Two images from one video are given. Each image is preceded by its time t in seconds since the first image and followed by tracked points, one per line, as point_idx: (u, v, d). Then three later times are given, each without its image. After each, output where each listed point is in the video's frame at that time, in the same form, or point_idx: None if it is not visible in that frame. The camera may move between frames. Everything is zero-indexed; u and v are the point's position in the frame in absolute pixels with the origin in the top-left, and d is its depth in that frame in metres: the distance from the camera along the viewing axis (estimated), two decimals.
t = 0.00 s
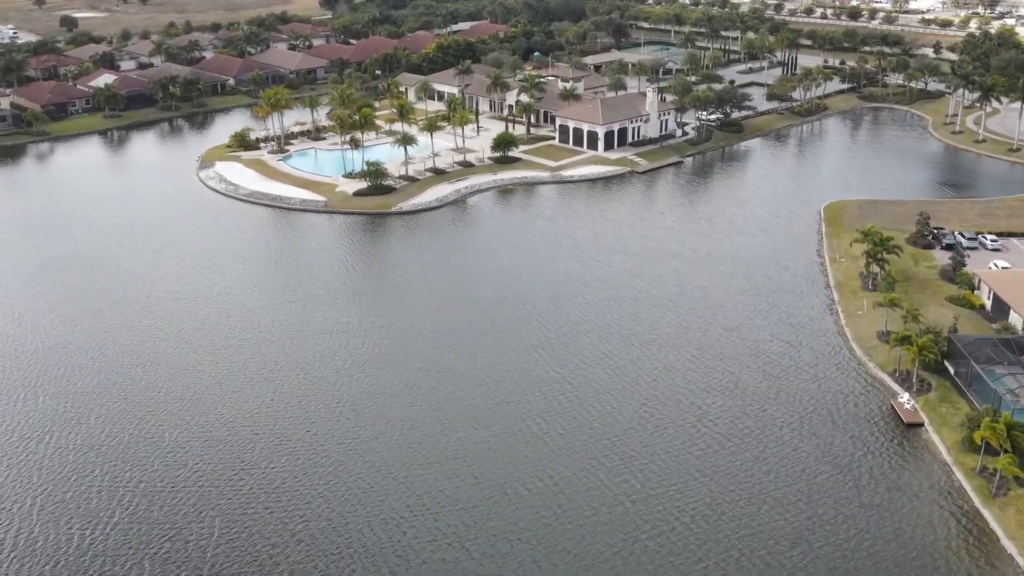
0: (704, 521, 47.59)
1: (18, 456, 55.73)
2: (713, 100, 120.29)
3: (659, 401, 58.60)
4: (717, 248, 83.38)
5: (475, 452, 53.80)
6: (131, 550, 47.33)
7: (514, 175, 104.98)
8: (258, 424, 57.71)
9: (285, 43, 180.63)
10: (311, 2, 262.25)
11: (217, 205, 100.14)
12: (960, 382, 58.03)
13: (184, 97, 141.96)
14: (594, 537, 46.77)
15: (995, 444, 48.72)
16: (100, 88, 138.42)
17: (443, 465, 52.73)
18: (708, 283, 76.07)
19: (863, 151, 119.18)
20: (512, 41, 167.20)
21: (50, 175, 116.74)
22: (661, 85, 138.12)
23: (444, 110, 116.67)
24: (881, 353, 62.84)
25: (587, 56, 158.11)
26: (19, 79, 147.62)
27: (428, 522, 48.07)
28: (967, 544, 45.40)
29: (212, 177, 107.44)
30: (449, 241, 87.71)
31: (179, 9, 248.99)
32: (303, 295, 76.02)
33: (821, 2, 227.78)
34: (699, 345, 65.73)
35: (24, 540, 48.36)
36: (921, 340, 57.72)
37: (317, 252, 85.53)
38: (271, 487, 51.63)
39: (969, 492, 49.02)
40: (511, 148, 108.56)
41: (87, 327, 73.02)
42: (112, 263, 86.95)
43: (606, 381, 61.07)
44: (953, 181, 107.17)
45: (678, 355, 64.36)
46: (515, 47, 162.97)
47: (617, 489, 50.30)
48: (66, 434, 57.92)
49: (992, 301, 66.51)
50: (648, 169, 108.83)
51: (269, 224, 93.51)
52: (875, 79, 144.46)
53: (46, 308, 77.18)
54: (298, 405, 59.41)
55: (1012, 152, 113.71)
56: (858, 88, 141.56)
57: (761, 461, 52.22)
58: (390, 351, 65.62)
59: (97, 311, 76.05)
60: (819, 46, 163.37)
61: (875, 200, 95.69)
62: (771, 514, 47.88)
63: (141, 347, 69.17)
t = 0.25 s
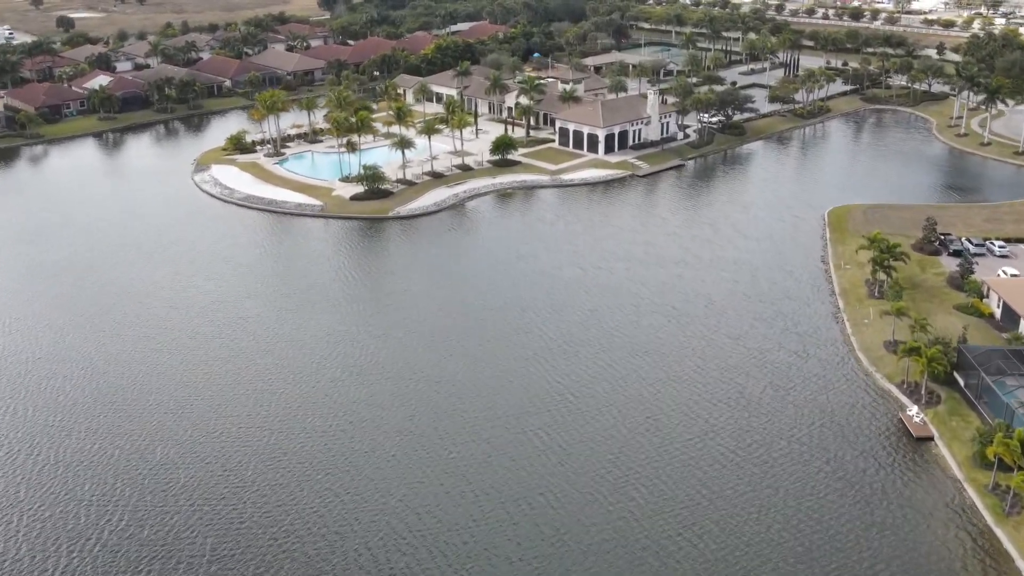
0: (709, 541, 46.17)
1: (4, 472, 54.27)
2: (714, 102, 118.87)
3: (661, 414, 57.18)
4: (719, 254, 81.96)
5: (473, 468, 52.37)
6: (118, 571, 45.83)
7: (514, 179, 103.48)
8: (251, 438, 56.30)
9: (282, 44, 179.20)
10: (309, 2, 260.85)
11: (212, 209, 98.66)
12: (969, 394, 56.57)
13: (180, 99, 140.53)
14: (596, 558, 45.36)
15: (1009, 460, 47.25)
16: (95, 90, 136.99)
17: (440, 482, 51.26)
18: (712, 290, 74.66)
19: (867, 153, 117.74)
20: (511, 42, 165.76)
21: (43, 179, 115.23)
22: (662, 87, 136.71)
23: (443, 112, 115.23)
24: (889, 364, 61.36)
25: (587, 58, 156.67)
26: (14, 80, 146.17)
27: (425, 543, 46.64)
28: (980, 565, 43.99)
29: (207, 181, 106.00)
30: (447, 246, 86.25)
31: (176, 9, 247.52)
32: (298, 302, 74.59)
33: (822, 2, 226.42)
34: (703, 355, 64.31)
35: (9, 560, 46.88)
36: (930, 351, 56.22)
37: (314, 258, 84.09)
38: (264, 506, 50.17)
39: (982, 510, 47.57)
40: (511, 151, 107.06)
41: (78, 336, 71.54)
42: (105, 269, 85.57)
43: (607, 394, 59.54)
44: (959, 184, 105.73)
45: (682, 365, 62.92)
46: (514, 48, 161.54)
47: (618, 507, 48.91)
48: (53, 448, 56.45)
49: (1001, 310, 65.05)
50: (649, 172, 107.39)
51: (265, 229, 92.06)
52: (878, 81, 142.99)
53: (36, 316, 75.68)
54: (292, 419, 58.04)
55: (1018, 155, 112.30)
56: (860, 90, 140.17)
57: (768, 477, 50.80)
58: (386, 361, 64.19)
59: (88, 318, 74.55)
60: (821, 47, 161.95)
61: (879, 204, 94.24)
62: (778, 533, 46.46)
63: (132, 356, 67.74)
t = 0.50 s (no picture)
0: (715, 565, 44.50)
1: None
2: (716, 105, 117.14)
3: (665, 429, 55.52)
4: (723, 261, 80.25)
5: (470, 487, 50.66)
6: None
7: (513, 183, 101.76)
8: (242, 455, 54.61)
9: (280, 45, 177.50)
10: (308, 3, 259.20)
11: (205, 214, 96.91)
12: (982, 409, 54.81)
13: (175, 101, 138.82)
14: None
15: None
16: (89, 92, 135.26)
17: (436, 502, 49.59)
18: (716, 299, 72.99)
19: (872, 157, 116.08)
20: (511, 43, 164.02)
21: (35, 182, 113.45)
22: (663, 89, 135.01)
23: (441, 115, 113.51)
24: (898, 378, 59.59)
25: (587, 59, 154.96)
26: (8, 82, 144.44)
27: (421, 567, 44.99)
28: None
29: (201, 185, 104.21)
30: (444, 252, 84.53)
31: (174, 10, 245.81)
32: (292, 310, 72.85)
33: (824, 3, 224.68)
34: (707, 367, 62.63)
35: None
36: (941, 365, 54.48)
37: (309, 264, 82.37)
38: (254, 528, 48.48)
39: (997, 532, 45.86)
40: (509, 155, 105.29)
41: (66, 345, 69.80)
42: (96, 275, 83.79)
43: (609, 408, 57.86)
44: (965, 188, 104.00)
45: (686, 378, 61.25)
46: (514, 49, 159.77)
47: (621, 528, 47.26)
48: (38, 465, 54.72)
49: (1013, 321, 63.31)
50: (651, 176, 105.65)
51: (260, 234, 90.40)
52: (881, 82, 141.34)
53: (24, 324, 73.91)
54: (285, 435, 56.34)
55: None
56: (864, 92, 138.45)
57: (775, 496, 49.09)
58: (381, 374, 62.47)
59: (77, 326, 72.85)
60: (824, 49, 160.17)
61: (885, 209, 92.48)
62: (786, 556, 44.80)
63: (120, 367, 66.00)
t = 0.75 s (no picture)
0: None
1: None
2: (718, 108, 115.66)
3: (668, 443, 54.04)
4: (726, 268, 78.80)
5: (468, 505, 49.20)
6: None
7: (512, 187, 100.25)
8: (235, 471, 53.15)
9: (277, 46, 176.08)
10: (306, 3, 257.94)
11: (200, 218, 95.32)
12: (994, 423, 53.29)
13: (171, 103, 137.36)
14: None
15: None
16: (83, 93, 133.80)
17: (434, 520, 48.14)
18: (719, 307, 71.48)
19: (876, 160, 114.61)
20: (510, 44, 162.53)
21: (28, 185, 111.82)
22: (664, 90, 133.59)
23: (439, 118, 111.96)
24: (907, 390, 58.04)
25: (588, 61, 153.53)
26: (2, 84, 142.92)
27: None
28: None
29: (195, 189, 102.61)
30: (442, 258, 83.01)
31: (171, 10, 244.25)
32: (287, 317, 71.32)
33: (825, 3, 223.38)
34: (711, 378, 61.16)
35: None
36: (952, 378, 52.98)
37: (305, 269, 80.86)
38: (247, 548, 47.01)
39: (1012, 553, 44.38)
40: (509, 158, 103.71)
41: (56, 353, 68.20)
42: (88, 279, 82.19)
43: (611, 421, 56.38)
44: (971, 192, 102.51)
45: (689, 389, 59.77)
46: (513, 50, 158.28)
47: (624, 548, 45.80)
48: (24, 480, 53.23)
49: None
50: (652, 179, 104.09)
51: (255, 238, 88.90)
52: (885, 84, 139.87)
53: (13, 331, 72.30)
54: (279, 450, 54.86)
55: None
56: (867, 93, 137.02)
57: (783, 514, 47.63)
58: (378, 385, 60.98)
59: (67, 333, 71.30)
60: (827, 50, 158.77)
61: (890, 214, 90.98)
62: None
63: (111, 376, 64.49)
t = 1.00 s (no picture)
0: None
1: None
2: (721, 110, 113.99)
3: (673, 461, 52.34)
4: (730, 276, 77.12)
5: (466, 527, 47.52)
6: None
7: (511, 192, 98.58)
8: (225, 491, 51.40)
9: (275, 47, 174.43)
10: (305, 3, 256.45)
11: (193, 223, 93.60)
12: (1009, 440, 51.61)
13: (166, 105, 135.67)
14: None
15: None
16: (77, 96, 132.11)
17: (431, 544, 46.45)
18: (724, 317, 69.79)
19: (881, 163, 112.97)
20: (510, 45, 160.85)
21: (20, 189, 110.03)
22: (665, 92, 131.94)
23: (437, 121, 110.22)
24: (917, 405, 56.35)
25: (588, 62, 151.88)
26: None
27: None
28: None
29: (189, 194, 100.88)
30: (440, 265, 81.32)
31: (168, 11, 242.57)
32: (281, 327, 69.64)
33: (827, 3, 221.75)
34: (717, 391, 59.49)
35: None
36: (965, 394, 51.32)
37: (300, 277, 79.17)
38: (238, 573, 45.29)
39: None
40: (508, 162, 102.00)
41: (42, 364, 66.44)
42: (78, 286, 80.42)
43: (614, 437, 54.71)
44: (978, 196, 100.78)
45: (694, 403, 58.10)
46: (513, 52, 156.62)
47: (628, 573, 44.14)
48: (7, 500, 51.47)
49: None
50: (654, 184, 102.41)
51: (250, 244, 87.24)
52: (889, 86, 138.22)
53: None
54: (271, 468, 53.18)
55: None
56: (870, 96, 135.33)
57: (792, 537, 45.96)
58: (373, 400, 59.29)
59: (55, 343, 69.59)
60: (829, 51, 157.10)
61: (896, 219, 89.30)
62: None
63: (99, 389, 62.78)
